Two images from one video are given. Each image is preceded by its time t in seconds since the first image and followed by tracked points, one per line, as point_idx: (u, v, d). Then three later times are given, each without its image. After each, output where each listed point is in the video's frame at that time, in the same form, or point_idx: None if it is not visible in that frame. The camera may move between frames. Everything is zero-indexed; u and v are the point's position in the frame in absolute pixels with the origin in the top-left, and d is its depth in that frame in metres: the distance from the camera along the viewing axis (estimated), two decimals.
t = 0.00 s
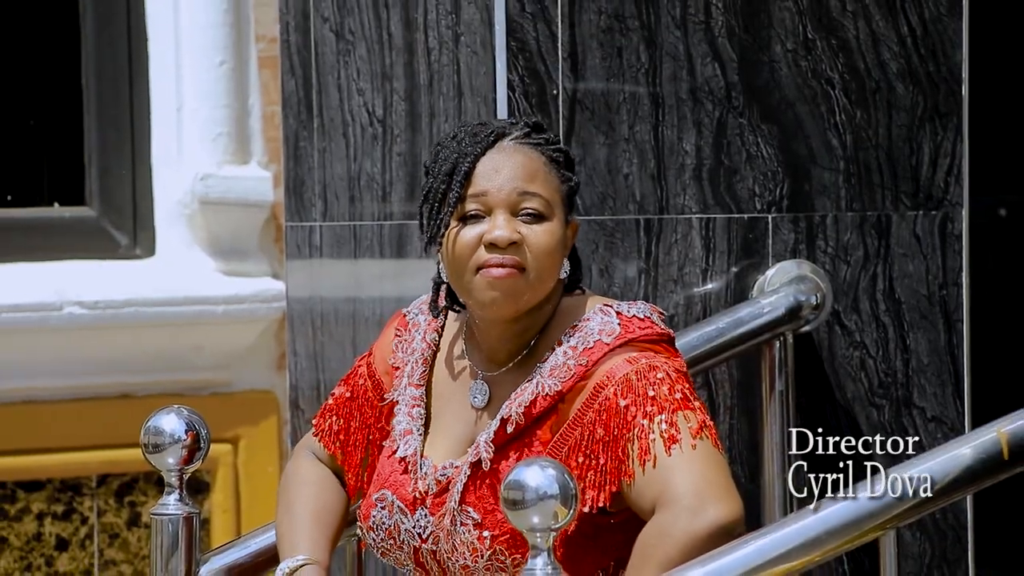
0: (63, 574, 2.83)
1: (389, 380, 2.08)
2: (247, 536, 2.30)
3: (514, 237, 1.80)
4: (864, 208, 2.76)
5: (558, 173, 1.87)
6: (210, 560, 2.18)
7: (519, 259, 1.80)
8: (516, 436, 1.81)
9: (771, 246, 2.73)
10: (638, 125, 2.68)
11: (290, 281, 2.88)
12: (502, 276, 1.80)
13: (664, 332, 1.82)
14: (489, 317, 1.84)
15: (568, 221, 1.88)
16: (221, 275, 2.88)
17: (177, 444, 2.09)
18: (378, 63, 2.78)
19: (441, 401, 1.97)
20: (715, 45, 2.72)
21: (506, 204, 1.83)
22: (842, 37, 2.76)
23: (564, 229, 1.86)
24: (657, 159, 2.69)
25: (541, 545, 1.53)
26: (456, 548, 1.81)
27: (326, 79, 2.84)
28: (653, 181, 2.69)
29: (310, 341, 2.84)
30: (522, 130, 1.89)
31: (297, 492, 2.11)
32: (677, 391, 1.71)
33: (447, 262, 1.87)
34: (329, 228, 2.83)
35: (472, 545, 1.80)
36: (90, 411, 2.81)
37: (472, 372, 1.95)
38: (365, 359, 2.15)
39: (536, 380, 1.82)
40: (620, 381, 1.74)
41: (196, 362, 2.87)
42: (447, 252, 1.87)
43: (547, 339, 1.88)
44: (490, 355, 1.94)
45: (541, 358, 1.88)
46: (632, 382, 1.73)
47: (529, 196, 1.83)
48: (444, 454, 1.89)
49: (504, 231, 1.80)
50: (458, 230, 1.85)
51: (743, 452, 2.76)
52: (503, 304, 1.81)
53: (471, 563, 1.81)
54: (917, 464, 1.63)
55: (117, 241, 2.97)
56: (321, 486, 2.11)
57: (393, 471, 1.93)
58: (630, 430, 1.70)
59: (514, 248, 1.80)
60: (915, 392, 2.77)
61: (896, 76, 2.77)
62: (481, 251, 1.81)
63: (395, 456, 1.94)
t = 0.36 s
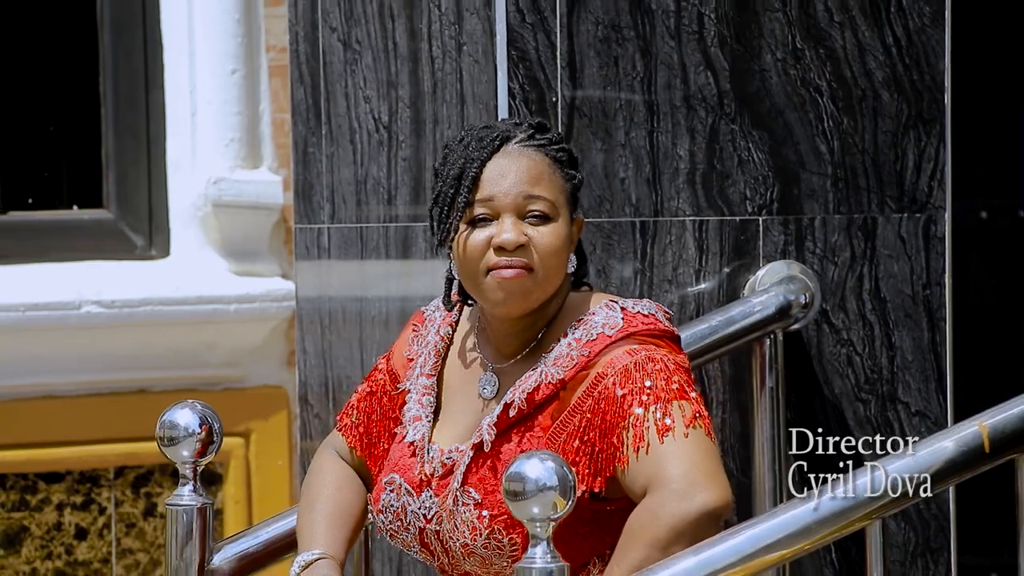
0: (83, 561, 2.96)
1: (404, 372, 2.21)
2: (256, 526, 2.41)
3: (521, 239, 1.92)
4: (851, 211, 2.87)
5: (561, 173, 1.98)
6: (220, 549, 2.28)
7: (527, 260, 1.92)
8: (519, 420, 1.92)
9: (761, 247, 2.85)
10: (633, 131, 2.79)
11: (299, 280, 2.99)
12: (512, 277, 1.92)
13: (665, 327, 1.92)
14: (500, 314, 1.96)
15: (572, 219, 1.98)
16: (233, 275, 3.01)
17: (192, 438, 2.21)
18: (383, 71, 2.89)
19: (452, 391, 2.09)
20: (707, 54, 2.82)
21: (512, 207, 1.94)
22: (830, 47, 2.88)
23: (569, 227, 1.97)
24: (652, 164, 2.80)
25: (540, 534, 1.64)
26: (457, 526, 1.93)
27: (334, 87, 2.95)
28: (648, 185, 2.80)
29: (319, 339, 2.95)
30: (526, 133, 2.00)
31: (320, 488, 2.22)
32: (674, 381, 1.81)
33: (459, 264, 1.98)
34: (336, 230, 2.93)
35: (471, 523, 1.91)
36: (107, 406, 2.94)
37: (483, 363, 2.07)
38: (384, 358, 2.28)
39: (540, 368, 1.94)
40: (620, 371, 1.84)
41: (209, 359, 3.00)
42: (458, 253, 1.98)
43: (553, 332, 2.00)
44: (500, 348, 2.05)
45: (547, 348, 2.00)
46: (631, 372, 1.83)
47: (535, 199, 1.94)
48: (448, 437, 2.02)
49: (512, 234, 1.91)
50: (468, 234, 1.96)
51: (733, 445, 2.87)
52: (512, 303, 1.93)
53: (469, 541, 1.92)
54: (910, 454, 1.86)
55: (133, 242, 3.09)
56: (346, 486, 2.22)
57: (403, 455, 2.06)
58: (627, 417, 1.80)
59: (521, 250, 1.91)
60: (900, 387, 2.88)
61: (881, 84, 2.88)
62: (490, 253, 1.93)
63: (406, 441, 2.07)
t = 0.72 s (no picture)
0: (101, 543, 3.11)
1: (420, 365, 2.33)
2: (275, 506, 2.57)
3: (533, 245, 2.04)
4: (836, 209, 2.97)
5: (564, 174, 2.10)
6: (234, 531, 2.42)
7: (538, 264, 2.04)
8: (529, 400, 2.05)
9: (751, 244, 2.95)
10: (628, 132, 2.96)
11: (308, 275, 3.12)
12: (525, 282, 2.05)
13: (671, 320, 2.04)
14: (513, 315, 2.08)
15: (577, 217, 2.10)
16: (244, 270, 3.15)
17: (204, 426, 2.34)
18: (389, 76, 3.02)
19: (464, 379, 2.21)
20: (699, 59, 2.96)
21: (522, 214, 2.06)
22: (816, 52, 2.99)
23: (576, 228, 2.09)
24: (646, 163, 2.95)
25: (538, 516, 1.71)
26: (466, 501, 2.04)
27: (342, 91, 3.09)
28: (642, 183, 2.95)
29: (326, 330, 3.09)
30: (529, 136, 2.12)
31: (339, 485, 2.36)
32: (677, 367, 1.94)
33: (474, 270, 2.11)
34: (344, 227, 3.07)
35: (479, 496, 2.02)
36: (123, 396, 3.07)
37: (494, 354, 2.20)
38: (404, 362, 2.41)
39: (551, 353, 2.06)
40: (627, 354, 1.96)
41: (222, 350, 3.12)
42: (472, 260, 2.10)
43: (562, 322, 2.12)
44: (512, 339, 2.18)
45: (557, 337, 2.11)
46: (636, 356, 1.95)
47: (543, 204, 2.06)
48: (459, 421, 2.15)
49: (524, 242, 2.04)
50: (481, 241, 2.09)
51: (726, 433, 3.00)
52: (526, 306, 2.05)
53: (477, 514, 2.03)
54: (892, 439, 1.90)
55: (148, 239, 3.26)
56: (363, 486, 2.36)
57: (416, 438, 2.19)
58: (630, 397, 1.92)
59: (532, 256, 2.04)
60: (883, 376, 2.99)
61: (866, 88, 2.99)
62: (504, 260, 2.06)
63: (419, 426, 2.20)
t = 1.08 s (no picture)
0: (120, 503, 3.24)
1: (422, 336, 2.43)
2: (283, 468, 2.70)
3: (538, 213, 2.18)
4: (821, 185, 3.11)
5: (566, 146, 2.24)
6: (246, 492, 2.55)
7: (542, 231, 2.18)
8: (536, 357, 2.16)
9: (739, 219, 3.10)
10: (623, 112, 3.09)
11: (318, 249, 3.27)
12: (530, 248, 2.18)
13: (668, 285, 2.18)
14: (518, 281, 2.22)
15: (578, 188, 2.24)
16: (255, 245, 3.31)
17: (219, 392, 2.50)
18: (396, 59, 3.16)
19: (467, 344, 2.32)
20: (690, 44, 3.11)
21: (527, 184, 2.20)
22: (802, 36, 3.12)
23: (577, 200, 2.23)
24: (639, 142, 3.09)
25: (537, 479, 1.83)
26: (476, 455, 2.15)
27: (352, 76, 3.22)
28: (636, 161, 3.10)
29: (335, 301, 3.24)
30: (532, 112, 2.26)
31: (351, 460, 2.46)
32: (678, 329, 2.08)
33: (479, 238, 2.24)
34: (352, 203, 3.21)
35: (490, 449, 2.14)
36: (142, 362, 3.23)
37: (496, 321, 2.31)
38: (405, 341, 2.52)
39: (555, 314, 2.18)
40: (631, 315, 2.10)
41: (236, 319, 3.28)
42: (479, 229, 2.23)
43: (564, 287, 2.24)
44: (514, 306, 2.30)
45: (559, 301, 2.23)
46: (641, 317, 2.09)
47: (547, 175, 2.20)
48: (465, 381, 2.26)
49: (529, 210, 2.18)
50: (487, 210, 2.22)
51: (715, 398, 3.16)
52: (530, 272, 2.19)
53: (487, 466, 2.14)
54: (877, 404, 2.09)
55: (165, 215, 3.42)
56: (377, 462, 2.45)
57: (424, 399, 2.29)
58: (635, 354, 2.06)
59: (537, 223, 2.18)
60: (865, 345, 3.12)
61: (849, 71, 3.12)
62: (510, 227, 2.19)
63: (427, 387, 2.31)
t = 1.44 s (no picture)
0: (142, 478, 3.40)
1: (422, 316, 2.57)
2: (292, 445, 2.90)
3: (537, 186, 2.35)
4: (806, 175, 3.28)
5: (566, 125, 2.40)
6: (260, 468, 2.74)
7: (540, 202, 2.34)
8: (541, 328, 2.32)
9: (729, 207, 3.25)
10: (618, 106, 3.18)
11: (327, 236, 3.43)
12: (528, 218, 2.34)
13: (660, 257, 2.36)
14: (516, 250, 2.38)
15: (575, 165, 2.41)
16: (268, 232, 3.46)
17: (235, 372, 2.70)
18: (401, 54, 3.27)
19: (467, 320, 2.47)
20: (682, 40, 3.21)
21: (527, 158, 2.37)
22: (788, 33, 3.26)
23: (573, 176, 2.40)
24: (634, 135, 3.18)
25: (536, 456, 2.02)
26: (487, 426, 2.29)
27: (360, 70, 3.35)
28: (631, 152, 3.19)
29: (344, 286, 3.39)
30: (535, 91, 2.41)
31: (358, 441, 2.62)
32: (675, 301, 2.25)
33: (479, 207, 2.40)
34: (360, 192, 3.35)
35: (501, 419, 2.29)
36: (162, 344, 3.39)
37: (494, 294, 2.47)
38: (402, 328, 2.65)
39: (557, 287, 2.34)
40: (631, 287, 2.27)
41: (251, 303, 3.44)
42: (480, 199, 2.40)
43: (560, 263, 2.41)
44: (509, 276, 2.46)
45: (555, 277, 2.40)
46: (641, 290, 2.26)
47: (547, 152, 2.37)
48: (470, 356, 2.40)
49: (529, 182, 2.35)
50: (489, 180, 2.38)
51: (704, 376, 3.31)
52: (527, 241, 2.35)
53: (501, 436, 2.30)
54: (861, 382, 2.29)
55: (183, 203, 3.59)
56: (381, 442, 2.61)
57: (430, 375, 2.42)
58: (637, 325, 2.23)
59: (535, 193, 2.34)
60: (848, 328, 3.31)
61: (833, 65, 3.28)
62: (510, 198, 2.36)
63: (432, 363, 2.44)
